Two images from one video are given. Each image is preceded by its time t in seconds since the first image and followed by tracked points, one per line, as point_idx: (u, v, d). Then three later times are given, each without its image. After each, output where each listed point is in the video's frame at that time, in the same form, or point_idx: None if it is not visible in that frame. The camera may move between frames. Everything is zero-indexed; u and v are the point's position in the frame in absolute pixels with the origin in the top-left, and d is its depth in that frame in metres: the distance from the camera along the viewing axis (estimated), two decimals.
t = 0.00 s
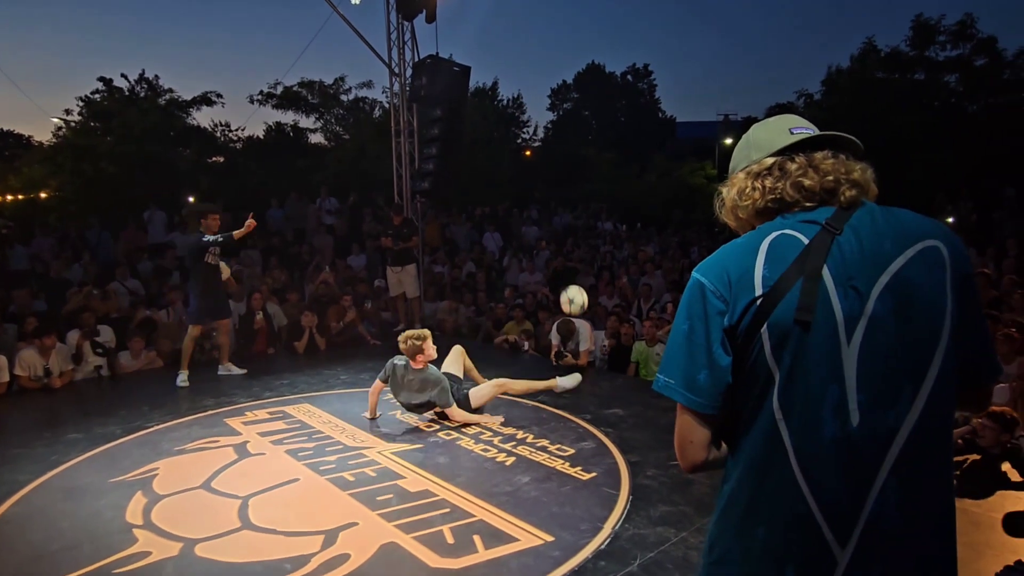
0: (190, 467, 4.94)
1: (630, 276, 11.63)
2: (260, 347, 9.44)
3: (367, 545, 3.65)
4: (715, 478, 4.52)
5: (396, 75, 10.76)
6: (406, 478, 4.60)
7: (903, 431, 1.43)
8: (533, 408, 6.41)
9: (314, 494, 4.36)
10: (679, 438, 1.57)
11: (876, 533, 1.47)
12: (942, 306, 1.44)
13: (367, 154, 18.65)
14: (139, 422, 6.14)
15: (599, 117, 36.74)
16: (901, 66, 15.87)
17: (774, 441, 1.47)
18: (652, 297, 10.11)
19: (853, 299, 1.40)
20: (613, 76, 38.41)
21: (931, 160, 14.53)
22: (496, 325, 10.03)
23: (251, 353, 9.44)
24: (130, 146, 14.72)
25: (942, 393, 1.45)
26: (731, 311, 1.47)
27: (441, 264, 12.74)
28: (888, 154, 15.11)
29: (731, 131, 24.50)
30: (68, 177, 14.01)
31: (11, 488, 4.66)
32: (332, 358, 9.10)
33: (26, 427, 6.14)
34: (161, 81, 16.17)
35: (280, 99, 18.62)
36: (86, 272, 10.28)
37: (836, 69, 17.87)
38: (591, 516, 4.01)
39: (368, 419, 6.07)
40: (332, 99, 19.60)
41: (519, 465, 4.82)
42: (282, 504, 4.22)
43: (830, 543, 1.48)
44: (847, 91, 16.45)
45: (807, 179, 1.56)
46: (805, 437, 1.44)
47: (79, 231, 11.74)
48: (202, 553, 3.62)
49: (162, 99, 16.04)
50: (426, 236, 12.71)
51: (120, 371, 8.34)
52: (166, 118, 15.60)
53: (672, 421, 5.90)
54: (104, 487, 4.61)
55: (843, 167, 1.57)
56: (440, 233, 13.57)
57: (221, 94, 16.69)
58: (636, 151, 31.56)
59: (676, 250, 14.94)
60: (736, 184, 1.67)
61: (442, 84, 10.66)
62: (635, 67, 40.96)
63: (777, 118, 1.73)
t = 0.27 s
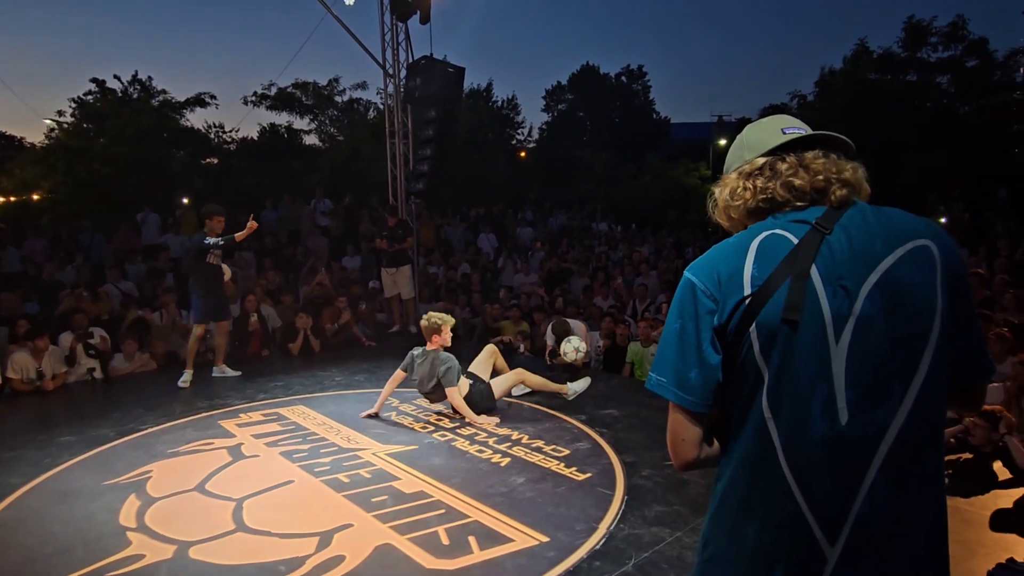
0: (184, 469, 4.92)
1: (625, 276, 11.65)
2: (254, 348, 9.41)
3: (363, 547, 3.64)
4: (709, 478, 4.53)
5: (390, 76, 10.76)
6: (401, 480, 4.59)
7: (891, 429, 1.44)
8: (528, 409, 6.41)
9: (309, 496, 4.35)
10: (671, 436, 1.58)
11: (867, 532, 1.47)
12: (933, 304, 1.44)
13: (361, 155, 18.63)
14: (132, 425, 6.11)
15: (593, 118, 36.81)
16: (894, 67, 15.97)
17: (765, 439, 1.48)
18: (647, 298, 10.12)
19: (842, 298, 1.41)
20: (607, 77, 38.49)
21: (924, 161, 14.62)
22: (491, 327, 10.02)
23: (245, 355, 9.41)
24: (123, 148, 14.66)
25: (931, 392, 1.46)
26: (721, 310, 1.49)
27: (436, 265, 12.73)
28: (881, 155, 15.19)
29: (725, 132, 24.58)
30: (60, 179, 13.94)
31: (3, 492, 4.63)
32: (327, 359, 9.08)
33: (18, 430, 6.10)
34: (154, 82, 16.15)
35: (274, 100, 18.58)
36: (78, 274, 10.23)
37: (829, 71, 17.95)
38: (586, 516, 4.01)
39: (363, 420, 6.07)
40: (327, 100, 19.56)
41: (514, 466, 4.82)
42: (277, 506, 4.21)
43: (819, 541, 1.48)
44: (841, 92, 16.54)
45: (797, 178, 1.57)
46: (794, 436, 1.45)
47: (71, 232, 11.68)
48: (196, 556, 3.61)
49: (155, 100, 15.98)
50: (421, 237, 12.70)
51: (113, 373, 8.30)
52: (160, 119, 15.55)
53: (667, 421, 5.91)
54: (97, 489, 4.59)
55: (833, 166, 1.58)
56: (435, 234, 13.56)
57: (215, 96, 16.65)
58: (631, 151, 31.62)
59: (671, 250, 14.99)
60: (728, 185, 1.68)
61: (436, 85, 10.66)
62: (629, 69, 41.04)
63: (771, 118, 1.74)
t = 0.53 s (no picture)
0: (180, 470, 4.91)
1: (622, 277, 11.66)
2: (251, 349, 9.39)
3: (360, 548, 3.64)
4: (706, 477, 4.54)
5: (387, 77, 10.77)
6: (398, 480, 4.59)
7: (885, 429, 1.45)
8: (525, 410, 6.42)
9: (306, 497, 4.35)
10: (667, 435, 1.59)
11: (861, 531, 1.48)
12: (925, 305, 1.45)
13: (358, 156, 18.62)
14: (129, 426, 6.10)
15: (590, 119, 36.85)
16: (889, 68, 16.03)
17: (759, 438, 1.49)
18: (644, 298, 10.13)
19: (835, 298, 1.42)
20: (604, 78, 38.54)
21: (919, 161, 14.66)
22: (488, 327, 10.03)
23: (242, 356, 9.39)
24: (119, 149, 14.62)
25: (924, 391, 1.47)
26: (717, 310, 1.50)
27: (433, 266, 12.72)
28: (876, 155, 15.24)
29: (721, 132, 24.62)
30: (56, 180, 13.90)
31: None
32: (324, 360, 9.07)
33: (14, 432, 6.08)
34: (150, 83, 16.12)
35: (271, 101, 18.55)
36: (74, 276, 10.20)
37: (825, 72, 18.01)
38: (583, 517, 4.02)
39: (361, 421, 6.06)
40: (323, 100, 19.54)
41: (512, 467, 4.83)
42: (274, 507, 4.20)
43: (813, 540, 1.49)
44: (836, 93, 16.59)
45: (792, 179, 1.58)
46: (788, 436, 1.45)
47: (67, 234, 11.66)
48: (194, 556, 3.61)
49: (151, 101, 15.95)
50: (418, 238, 12.69)
51: (110, 374, 8.28)
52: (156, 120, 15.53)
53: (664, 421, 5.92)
54: (94, 491, 4.58)
55: (829, 167, 1.59)
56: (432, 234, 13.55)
57: (211, 96, 16.63)
58: (627, 152, 31.65)
59: (667, 251, 15.01)
60: (723, 185, 1.69)
61: (433, 86, 10.67)
62: (625, 70, 41.10)
63: (768, 119, 1.74)
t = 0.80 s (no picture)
0: (180, 471, 4.91)
1: (621, 278, 11.68)
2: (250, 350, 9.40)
3: (360, 548, 3.64)
4: (705, 478, 4.55)
5: (386, 78, 10.78)
6: (397, 481, 4.60)
7: (883, 429, 1.45)
8: (524, 411, 6.42)
9: (305, 498, 4.34)
10: (666, 434, 1.60)
11: (859, 531, 1.48)
12: (923, 305, 1.46)
13: (357, 157, 18.63)
14: (128, 427, 6.10)
15: (589, 120, 36.89)
16: (888, 70, 16.07)
17: (757, 438, 1.49)
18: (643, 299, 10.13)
19: (833, 298, 1.42)
20: (603, 79, 38.61)
21: (918, 162, 14.68)
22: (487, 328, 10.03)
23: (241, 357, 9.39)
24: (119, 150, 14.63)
25: (921, 391, 1.47)
26: (715, 310, 1.50)
27: (432, 267, 12.73)
28: (875, 157, 15.27)
29: (720, 134, 24.64)
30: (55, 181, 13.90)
31: None
32: (323, 361, 9.07)
33: (13, 432, 6.09)
34: (149, 84, 16.13)
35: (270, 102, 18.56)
36: (73, 277, 10.20)
37: (824, 73, 18.04)
38: (582, 518, 4.02)
39: (360, 422, 6.07)
40: (323, 102, 19.54)
41: (511, 468, 4.83)
42: (273, 508, 4.20)
43: (812, 541, 1.49)
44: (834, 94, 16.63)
45: (790, 180, 1.59)
46: (786, 436, 1.46)
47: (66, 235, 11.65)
48: (193, 557, 3.61)
49: (151, 102, 15.97)
50: (417, 239, 12.70)
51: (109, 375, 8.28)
52: (155, 121, 15.55)
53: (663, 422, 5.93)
54: (93, 492, 4.58)
55: (827, 168, 1.59)
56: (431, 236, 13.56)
57: (210, 97, 16.63)
58: (626, 153, 31.67)
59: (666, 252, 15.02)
60: (723, 186, 1.69)
61: (432, 87, 10.68)
62: (624, 71, 41.13)
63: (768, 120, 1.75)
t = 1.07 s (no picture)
0: (184, 471, 4.93)
1: (625, 279, 11.67)
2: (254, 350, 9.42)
3: (362, 548, 3.64)
4: (708, 480, 4.54)
5: (390, 79, 10.80)
6: (400, 481, 4.60)
7: (886, 430, 1.44)
8: (528, 412, 6.42)
9: (309, 498, 4.35)
10: (669, 436, 1.61)
11: (862, 532, 1.48)
12: (925, 307, 1.45)
13: (361, 157, 18.66)
14: (133, 426, 6.12)
15: (594, 121, 36.86)
16: (893, 71, 16.02)
17: (760, 440, 1.49)
18: (647, 300, 10.12)
19: (835, 300, 1.42)
20: (608, 80, 38.59)
21: (924, 164, 14.62)
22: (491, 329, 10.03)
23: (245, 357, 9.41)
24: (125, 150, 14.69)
25: (924, 392, 1.47)
26: (717, 312, 1.51)
27: (436, 268, 12.73)
28: (880, 159, 15.23)
29: (725, 135, 24.59)
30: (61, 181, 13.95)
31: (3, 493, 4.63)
32: (327, 362, 9.08)
33: (18, 431, 6.11)
34: (155, 84, 16.19)
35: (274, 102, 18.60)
36: (79, 277, 10.24)
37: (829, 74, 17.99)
38: (585, 519, 4.02)
39: (363, 422, 6.08)
40: (327, 102, 19.57)
41: (514, 468, 4.83)
42: (276, 508, 4.21)
43: (815, 542, 1.49)
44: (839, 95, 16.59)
45: (792, 182, 1.58)
46: (788, 437, 1.46)
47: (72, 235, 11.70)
48: (196, 557, 3.62)
49: (156, 102, 16.03)
50: (421, 240, 12.71)
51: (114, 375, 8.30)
52: (161, 122, 15.61)
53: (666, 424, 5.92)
54: (97, 491, 4.60)
55: (828, 171, 1.60)
56: (435, 236, 13.57)
57: (215, 98, 16.67)
58: (630, 154, 31.64)
59: (670, 253, 14.99)
60: (724, 189, 1.70)
61: (436, 88, 10.70)
62: (629, 72, 41.07)
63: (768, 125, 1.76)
